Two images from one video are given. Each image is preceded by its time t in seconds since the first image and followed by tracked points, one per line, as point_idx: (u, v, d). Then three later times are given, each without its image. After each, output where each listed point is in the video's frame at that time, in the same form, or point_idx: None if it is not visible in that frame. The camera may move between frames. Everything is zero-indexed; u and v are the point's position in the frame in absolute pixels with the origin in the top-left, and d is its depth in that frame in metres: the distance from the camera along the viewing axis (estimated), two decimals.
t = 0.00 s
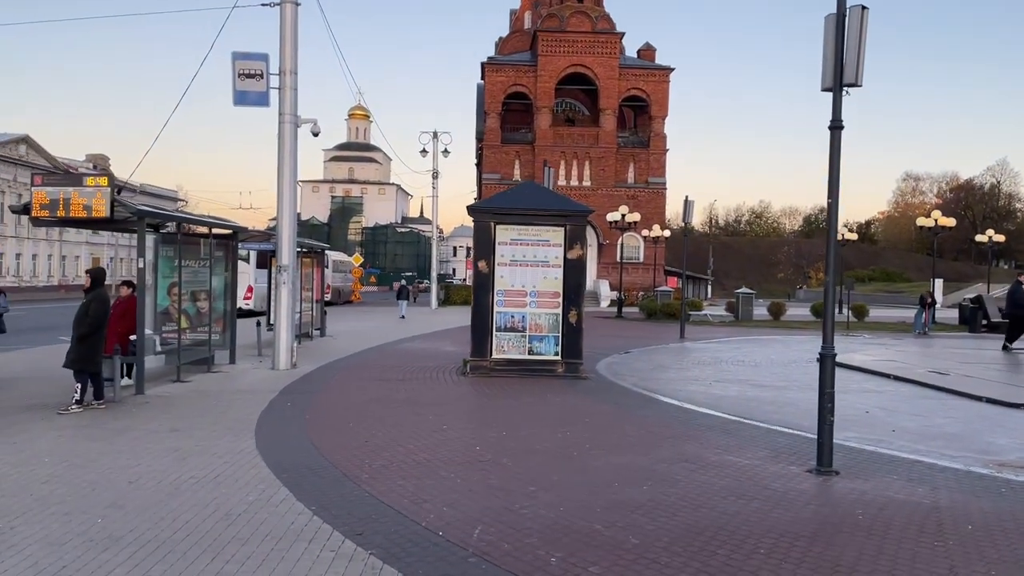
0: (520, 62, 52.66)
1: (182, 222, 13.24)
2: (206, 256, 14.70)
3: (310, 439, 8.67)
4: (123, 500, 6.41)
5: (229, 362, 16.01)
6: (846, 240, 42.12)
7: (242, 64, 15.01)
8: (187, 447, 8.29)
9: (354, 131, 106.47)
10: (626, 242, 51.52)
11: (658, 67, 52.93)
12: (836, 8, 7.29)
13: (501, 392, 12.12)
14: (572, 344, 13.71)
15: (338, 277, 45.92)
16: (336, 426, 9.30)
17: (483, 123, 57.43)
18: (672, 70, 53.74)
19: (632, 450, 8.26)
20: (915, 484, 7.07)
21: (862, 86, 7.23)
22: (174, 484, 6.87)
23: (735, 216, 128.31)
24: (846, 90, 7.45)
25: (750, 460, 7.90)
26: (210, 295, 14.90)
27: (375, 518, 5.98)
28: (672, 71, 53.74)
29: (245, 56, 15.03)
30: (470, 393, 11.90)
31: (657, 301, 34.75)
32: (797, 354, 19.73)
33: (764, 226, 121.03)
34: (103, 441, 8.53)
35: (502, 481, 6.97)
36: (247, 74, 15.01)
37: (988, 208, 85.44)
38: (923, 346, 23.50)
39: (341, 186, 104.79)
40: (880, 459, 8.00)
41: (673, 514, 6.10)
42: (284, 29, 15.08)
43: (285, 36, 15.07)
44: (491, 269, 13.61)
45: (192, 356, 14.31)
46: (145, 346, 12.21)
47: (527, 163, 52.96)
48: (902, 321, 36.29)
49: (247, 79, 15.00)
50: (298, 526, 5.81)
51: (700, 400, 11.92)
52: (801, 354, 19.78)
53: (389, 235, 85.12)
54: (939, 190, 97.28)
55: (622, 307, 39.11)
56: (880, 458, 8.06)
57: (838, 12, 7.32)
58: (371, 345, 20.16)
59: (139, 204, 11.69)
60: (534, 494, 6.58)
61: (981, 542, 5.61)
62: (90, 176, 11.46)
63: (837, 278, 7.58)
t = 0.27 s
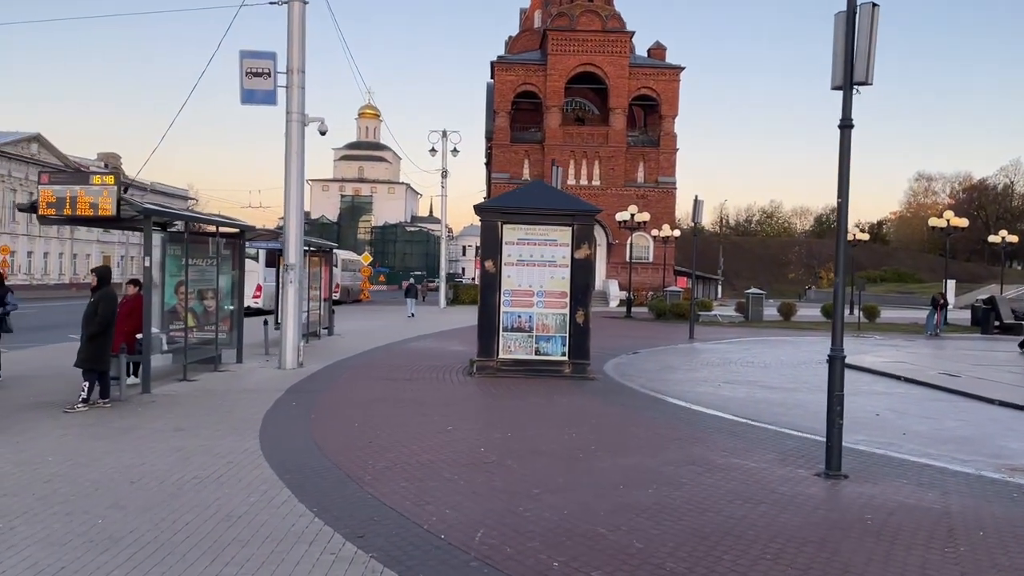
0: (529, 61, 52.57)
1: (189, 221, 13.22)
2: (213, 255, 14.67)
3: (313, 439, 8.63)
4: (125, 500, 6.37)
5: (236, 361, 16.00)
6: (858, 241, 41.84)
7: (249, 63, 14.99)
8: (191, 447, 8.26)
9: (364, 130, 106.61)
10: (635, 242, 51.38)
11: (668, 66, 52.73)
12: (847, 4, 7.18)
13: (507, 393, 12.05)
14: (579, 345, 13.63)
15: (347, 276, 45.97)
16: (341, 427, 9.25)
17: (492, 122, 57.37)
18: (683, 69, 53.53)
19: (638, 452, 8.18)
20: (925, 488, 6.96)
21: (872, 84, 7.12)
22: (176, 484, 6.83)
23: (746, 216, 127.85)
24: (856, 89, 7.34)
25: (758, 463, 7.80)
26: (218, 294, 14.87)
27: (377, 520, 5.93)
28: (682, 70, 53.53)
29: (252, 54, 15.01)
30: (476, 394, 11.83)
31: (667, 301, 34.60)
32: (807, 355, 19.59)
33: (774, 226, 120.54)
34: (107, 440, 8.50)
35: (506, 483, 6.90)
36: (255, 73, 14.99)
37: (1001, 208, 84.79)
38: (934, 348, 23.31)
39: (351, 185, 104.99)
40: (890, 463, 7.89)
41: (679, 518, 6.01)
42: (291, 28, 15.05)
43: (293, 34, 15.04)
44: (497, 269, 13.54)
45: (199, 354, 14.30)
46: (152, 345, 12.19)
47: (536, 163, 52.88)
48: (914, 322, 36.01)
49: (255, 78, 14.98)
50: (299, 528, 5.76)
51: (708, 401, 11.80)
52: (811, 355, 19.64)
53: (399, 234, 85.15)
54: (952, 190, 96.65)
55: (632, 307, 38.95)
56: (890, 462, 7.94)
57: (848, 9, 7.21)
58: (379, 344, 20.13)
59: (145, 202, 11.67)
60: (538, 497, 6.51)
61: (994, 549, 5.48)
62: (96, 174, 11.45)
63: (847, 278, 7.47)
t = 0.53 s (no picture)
0: (537, 62, 52.52)
1: (197, 221, 13.21)
2: (221, 255, 14.66)
3: (320, 440, 8.62)
4: (129, 501, 6.36)
5: (243, 361, 16.00)
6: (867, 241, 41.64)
7: (257, 63, 15.01)
8: (197, 447, 8.25)
9: (373, 131, 106.67)
10: (644, 242, 51.28)
11: (676, 67, 52.60)
12: (857, 3, 7.12)
13: (515, 393, 12.01)
14: (587, 345, 13.58)
15: (355, 276, 46.03)
16: (347, 427, 9.24)
17: (500, 122, 57.35)
18: (691, 69, 53.37)
19: (646, 454, 8.13)
20: (935, 491, 6.88)
21: (882, 83, 7.05)
22: (181, 486, 6.81)
23: (754, 217, 127.45)
24: (866, 88, 7.28)
25: (765, 466, 7.74)
26: (225, 294, 14.88)
27: (381, 523, 5.89)
28: (691, 70, 53.37)
29: (260, 55, 15.02)
30: (483, 395, 11.79)
31: (675, 302, 34.49)
32: (815, 356, 19.48)
33: (783, 227, 120.12)
34: (113, 441, 8.49)
35: (511, 485, 6.88)
36: (262, 73, 15.00)
37: (1012, 209, 84.24)
38: (945, 349, 23.15)
39: (359, 186, 105.17)
40: (900, 465, 7.82)
41: (686, 521, 5.96)
42: (299, 29, 15.06)
43: (301, 35, 15.04)
44: (505, 269, 13.49)
45: (207, 355, 14.30)
46: (160, 345, 12.20)
47: (544, 163, 52.82)
48: (924, 324, 35.77)
49: (263, 78, 14.99)
50: (301, 529, 5.71)
51: (716, 403, 11.73)
52: (820, 356, 19.52)
53: (407, 234, 85.14)
54: (962, 190, 96.15)
55: (639, 308, 38.83)
56: (900, 464, 7.86)
57: (858, 7, 7.15)
58: (386, 345, 20.12)
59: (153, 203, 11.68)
60: (545, 499, 6.48)
61: (1006, 554, 5.40)
62: (104, 175, 11.48)
63: (856, 279, 7.40)
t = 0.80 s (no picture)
0: (542, 64, 52.49)
1: (200, 224, 13.16)
2: (225, 258, 14.61)
3: (324, 443, 8.56)
4: (132, 504, 6.32)
5: (248, 364, 15.96)
6: (873, 244, 41.54)
7: (261, 66, 14.97)
8: (200, 451, 8.20)
9: (377, 134, 106.75)
10: (648, 245, 51.21)
11: (681, 68, 52.52)
12: (864, 3, 7.05)
13: (520, 397, 11.95)
14: (592, 348, 13.52)
15: (360, 279, 46.01)
16: (351, 431, 9.18)
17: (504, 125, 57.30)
18: (696, 71, 53.29)
19: (651, 458, 8.06)
20: (946, 496, 6.80)
21: (891, 83, 6.97)
22: (184, 490, 6.77)
23: (759, 219, 127.27)
24: (875, 88, 7.21)
25: (774, 470, 7.66)
26: (230, 296, 14.82)
27: (385, 527, 5.84)
28: (696, 72, 53.28)
29: (264, 57, 14.99)
30: (488, 398, 11.74)
31: (680, 305, 34.40)
32: (821, 359, 19.38)
33: (788, 229, 119.93)
34: (116, 444, 8.45)
35: (517, 489, 6.81)
36: (266, 75, 14.96)
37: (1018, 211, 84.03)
38: (952, 351, 23.03)
39: (364, 188, 105.22)
40: (909, 469, 7.74)
41: (694, 527, 5.89)
42: (303, 30, 15.02)
43: (304, 37, 15.00)
44: (509, 271, 13.44)
45: (211, 357, 14.25)
46: (163, 348, 12.15)
47: (549, 165, 52.77)
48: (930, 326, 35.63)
49: (267, 80, 14.96)
50: (304, 534, 5.65)
51: (721, 406, 11.66)
52: (827, 359, 19.43)
53: (412, 237, 85.16)
54: (968, 192, 95.87)
55: (645, 310, 38.75)
56: (909, 468, 7.79)
57: (866, 7, 7.08)
58: (391, 347, 20.08)
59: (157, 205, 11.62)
60: (550, 504, 6.42)
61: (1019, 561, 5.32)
62: (108, 178, 11.42)
63: (865, 281, 7.31)
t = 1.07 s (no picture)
0: (542, 68, 52.50)
1: (202, 228, 13.12)
2: (227, 262, 14.55)
3: (327, 449, 8.51)
4: (135, 511, 6.27)
5: (250, 368, 15.89)
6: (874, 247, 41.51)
7: (263, 69, 14.94)
8: (203, 456, 8.15)
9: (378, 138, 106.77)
10: (650, 248, 51.18)
11: (682, 72, 52.51)
12: (872, 3, 7.00)
13: (523, 400, 11.89)
14: (596, 352, 13.45)
15: (362, 283, 46.02)
16: (354, 436, 9.13)
17: (505, 128, 57.29)
18: (696, 74, 53.28)
19: (657, 462, 8.00)
20: (956, 501, 6.74)
21: (899, 84, 6.93)
22: (187, 496, 6.71)
23: (760, 222, 127.27)
24: (882, 89, 7.16)
25: (781, 474, 7.60)
26: (232, 300, 14.77)
27: (390, 533, 5.78)
28: (696, 75, 53.27)
29: (266, 61, 14.95)
30: (491, 402, 11.68)
31: (682, 308, 34.33)
32: (825, 362, 19.32)
33: (789, 232, 119.93)
34: (118, 450, 8.39)
35: (523, 495, 6.75)
36: (268, 79, 14.93)
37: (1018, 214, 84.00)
38: (955, 354, 22.96)
39: (365, 193, 105.28)
40: (918, 473, 7.68)
41: (702, 532, 5.83)
42: (305, 34, 14.98)
43: (307, 40, 14.97)
44: (512, 275, 13.39)
45: (213, 362, 14.18)
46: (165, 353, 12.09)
47: (550, 169, 52.76)
48: (932, 329, 35.55)
49: (269, 84, 14.93)
50: (309, 541, 5.60)
51: (726, 410, 11.59)
52: (830, 362, 19.36)
53: (412, 241, 85.16)
54: (969, 195, 95.84)
55: (646, 313, 38.68)
56: (918, 472, 7.72)
57: (874, 7, 7.03)
58: (393, 351, 20.03)
59: (159, 209, 11.57)
60: (556, 509, 6.36)
61: None
62: (110, 182, 11.38)
63: (874, 283, 7.23)
